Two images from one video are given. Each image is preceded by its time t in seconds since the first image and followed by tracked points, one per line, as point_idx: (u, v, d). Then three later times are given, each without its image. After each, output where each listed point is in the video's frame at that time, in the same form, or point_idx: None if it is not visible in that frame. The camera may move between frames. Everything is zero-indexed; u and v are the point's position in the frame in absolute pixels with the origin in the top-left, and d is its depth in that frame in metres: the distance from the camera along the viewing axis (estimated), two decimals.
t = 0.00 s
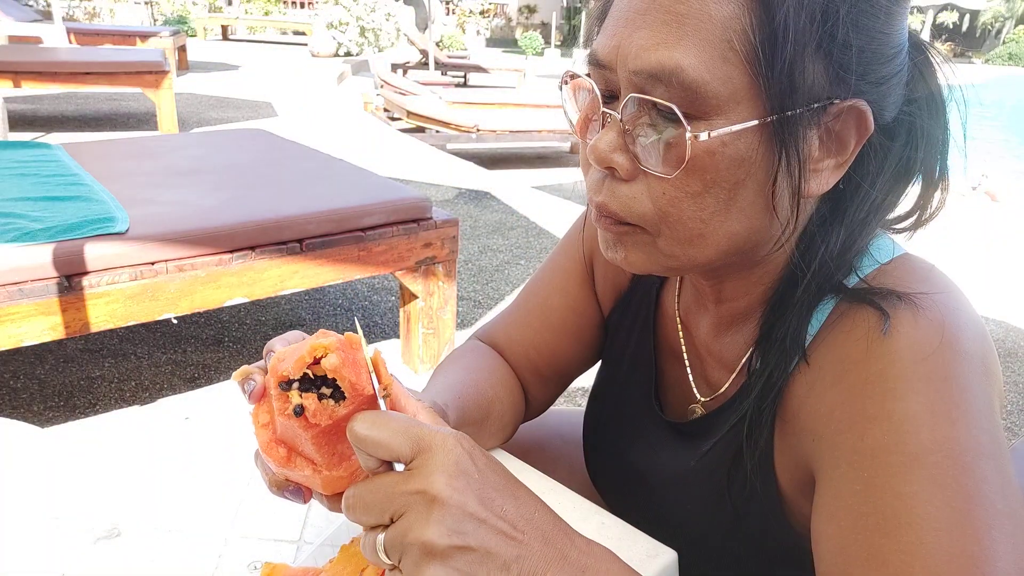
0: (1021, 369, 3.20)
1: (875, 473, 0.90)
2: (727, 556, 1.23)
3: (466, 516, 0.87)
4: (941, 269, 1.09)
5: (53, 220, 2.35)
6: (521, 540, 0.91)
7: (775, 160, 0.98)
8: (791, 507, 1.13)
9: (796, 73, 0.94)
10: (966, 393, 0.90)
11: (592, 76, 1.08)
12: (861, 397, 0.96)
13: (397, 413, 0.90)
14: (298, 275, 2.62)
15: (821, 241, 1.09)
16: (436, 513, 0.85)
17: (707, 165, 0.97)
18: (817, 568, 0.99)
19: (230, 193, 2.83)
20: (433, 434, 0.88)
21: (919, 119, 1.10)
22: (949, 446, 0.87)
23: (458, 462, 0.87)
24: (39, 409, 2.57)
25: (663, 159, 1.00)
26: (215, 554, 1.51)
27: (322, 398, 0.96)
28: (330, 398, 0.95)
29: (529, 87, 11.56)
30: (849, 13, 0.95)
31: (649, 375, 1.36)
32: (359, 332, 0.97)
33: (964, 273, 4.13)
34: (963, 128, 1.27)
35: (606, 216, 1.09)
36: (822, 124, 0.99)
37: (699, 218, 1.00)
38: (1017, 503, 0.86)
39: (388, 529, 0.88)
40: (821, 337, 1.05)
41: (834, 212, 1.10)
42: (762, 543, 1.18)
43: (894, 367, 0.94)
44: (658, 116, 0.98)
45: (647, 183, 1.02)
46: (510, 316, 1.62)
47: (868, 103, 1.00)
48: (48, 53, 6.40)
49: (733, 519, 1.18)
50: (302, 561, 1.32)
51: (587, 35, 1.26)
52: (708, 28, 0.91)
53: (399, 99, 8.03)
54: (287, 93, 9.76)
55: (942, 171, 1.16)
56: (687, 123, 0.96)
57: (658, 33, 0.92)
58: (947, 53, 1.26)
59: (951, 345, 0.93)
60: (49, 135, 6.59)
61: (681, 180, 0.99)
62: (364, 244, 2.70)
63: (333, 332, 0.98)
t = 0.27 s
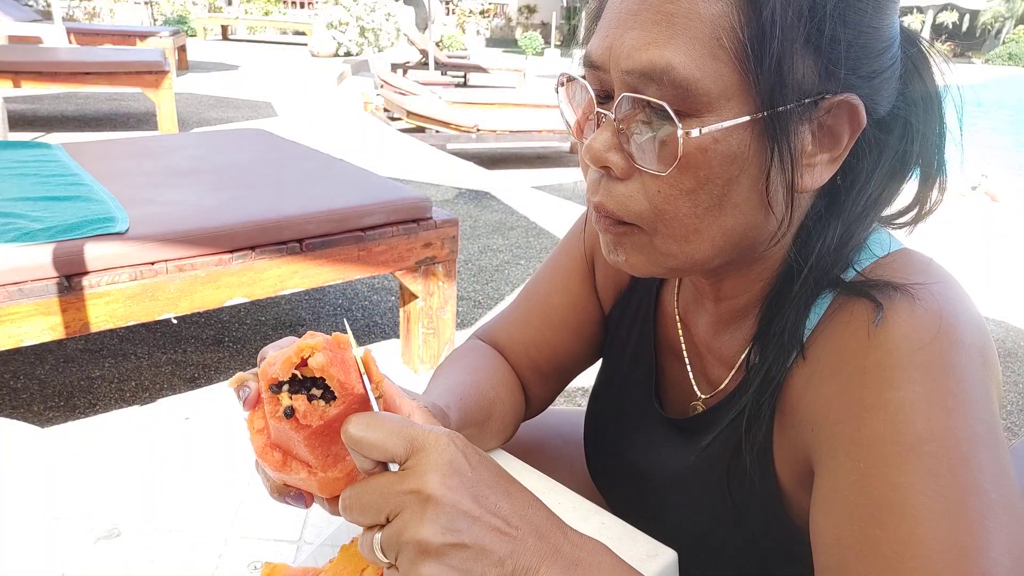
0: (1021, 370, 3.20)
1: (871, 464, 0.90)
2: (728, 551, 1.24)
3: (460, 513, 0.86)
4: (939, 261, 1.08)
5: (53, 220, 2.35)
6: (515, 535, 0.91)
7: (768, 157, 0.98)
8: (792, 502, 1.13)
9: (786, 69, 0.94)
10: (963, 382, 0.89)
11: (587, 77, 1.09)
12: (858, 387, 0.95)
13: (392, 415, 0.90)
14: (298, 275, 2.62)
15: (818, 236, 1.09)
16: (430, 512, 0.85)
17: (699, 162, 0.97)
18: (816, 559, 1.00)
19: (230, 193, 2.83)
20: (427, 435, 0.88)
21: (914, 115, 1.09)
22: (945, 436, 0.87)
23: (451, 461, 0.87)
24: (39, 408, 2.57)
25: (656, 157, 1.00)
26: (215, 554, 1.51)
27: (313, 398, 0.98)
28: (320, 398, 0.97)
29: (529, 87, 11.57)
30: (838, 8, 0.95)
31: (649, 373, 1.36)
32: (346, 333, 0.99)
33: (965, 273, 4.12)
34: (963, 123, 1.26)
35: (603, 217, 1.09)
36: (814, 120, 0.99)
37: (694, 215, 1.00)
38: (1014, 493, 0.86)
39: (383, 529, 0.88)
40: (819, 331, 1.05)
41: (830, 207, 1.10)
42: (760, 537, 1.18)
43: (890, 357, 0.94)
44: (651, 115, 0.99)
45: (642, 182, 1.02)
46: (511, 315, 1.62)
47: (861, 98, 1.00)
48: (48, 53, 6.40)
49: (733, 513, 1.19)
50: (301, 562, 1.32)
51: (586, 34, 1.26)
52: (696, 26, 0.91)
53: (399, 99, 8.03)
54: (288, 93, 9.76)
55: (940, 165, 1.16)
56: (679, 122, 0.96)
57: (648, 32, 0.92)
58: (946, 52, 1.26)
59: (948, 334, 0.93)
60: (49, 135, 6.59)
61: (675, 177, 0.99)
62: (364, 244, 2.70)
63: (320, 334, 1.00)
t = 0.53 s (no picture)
0: (1021, 370, 3.20)
1: (861, 458, 0.90)
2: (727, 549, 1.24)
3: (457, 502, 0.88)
4: (934, 258, 1.08)
5: (54, 220, 2.35)
6: (512, 532, 0.91)
7: (757, 156, 0.98)
8: (790, 500, 1.13)
9: (772, 68, 0.94)
10: (953, 377, 0.89)
11: (580, 80, 1.09)
12: (849, 382, 0.96)
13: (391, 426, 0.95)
14: (298, 275, 2.62)
15: (812, 234, 1.09)
16: (426, 499, 0.87)
17: (688, 162, 0.97)
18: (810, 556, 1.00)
19: (230, 193, 2.83)
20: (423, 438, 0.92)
21: (908, 114, 1.09)
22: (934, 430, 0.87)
23: (446, 456, 0.90)
24: (39, 409, 2.57)
25: (647, 158, 1.00)
26: (215, 553, 1.51)
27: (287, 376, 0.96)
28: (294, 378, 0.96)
29: (529, 87, 11.57)
30: (823, 7, 0.94)
31: (647, 371, 1.36)
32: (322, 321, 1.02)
33: (965, 274, 4.12)
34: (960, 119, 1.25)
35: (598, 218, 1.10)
36: (803, 118, 0.98)
37: (684, 214, 1.01)
38: (1006, 489, 0.86)
39: (383, 525, 0.89)
40: (811, 328, 1.05)
41: (824, 206, 1.10)
42: (756, 536, 1.18)
43: (880, 353, 0.94)
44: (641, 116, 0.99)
45: (634, 182, 1.02)
46: (512, 315, 1.63)
47: (849, 96, 0.99)
48: (48, 53, 6.40)
49: (729, 510, 1.19)
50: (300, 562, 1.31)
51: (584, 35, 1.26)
52: (680, 28, 0.91)
53: (399, 99, 8.03)
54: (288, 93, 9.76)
55: (935, 161, 1.15)
56: (668, 122, 0.97)
57: (635, 35, 0.93)
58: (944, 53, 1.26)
59: (939, 330, 0.93)
60: (50, 135, 6.59)
61: (666, 177, 0.99)
62: (364, 244, 2.70)
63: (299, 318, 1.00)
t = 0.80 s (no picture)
0: (1021, 369, 3.20)
1: (860, 468, 0.90)
2: (724, 553, 1.24)
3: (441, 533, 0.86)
4: (931, 264, 1.08)
5: (53, 220, 2.35)
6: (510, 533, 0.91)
7: (754, 163, 0.98)
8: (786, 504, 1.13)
9: (772, 75, 0.94)
10: (952, 387, 0.89)
11: (578, 82, 1.09)
12: (847, 391, 0.95)
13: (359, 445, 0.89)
14: (298, 275, 2.62)
15: (809, 241, 1.09)
16: (406, 532, 0.84)
17: (685, 168, 0.98)
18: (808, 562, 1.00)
19: (230, 193, 2.82)
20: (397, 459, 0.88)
21: (906, 118, 1.09)
22: (934, 441, 0.87)
23: (424, 481, 0.87)
24: (38, 408, 2.56)
25: (643, 164, 1.00)
26: (214, 554, 1.46)
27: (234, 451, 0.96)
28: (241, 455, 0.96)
29: (528, 87, 11.57)
30: (825, 14, 0.95)
31: (645, 374, 1.36)
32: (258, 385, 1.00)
33: (965, 273, 4.12)
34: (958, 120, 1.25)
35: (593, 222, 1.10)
36: (801, 125, 0.98)
37: (681, 220, 1.01)
38: (1001, 497, 0.87)
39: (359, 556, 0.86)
40: (808, 335, 1.05)
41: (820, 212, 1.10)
42: (755, 541, 1.19)
43: (879, 362, 0.94)
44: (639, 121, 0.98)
45: (630, 187, 1.02)
46: (512, 314, 1.63)
47: (848, 104, 1.00)
48: (48, 53, 6.40)
49: (728, 515, 1.19)
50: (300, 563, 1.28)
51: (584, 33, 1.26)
52: (679, 34, 0.91)
53: (399, 99, 8.03)
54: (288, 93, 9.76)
55: (935, 167, 1.15)
56: (665, 127, 0.96)
57: (635, 40, 0.92)
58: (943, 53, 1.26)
59: (938, 339, 0.93)
60: (49, 134, 6.59)
61: (663, 184, 0.99)
62: (364, 244, 2.70)
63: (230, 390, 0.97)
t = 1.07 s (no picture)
0: (1021, 370, 3.20)
1: (870, 469, 0.90)
2: (727, 556, 1.24)
3: (450, 531, 0.86)
4: (940, 268, 1.09)
5: (53, 220, 2.35)
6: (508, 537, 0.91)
7: (769, 168, 0.98)
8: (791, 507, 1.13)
9: (789, 79, 0.94)
10: (964, 390, 0.90)
11: (586, 84, 1.09)
12: (859, 393, 0.95)
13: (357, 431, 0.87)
14: (298, 275, 2.62)
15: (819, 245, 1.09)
16: (412, 530, 0.84)
17: (700, 173, 0.97)
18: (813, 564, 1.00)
19: (230, 193, 2.83)
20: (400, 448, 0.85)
21: (914, 122, 1.10)
22: (946, 444, 0.87)
23: (433, 474, 0.86)
24: (38, 408, 2.56)
25: (657, 167, 1.00)
26: (214, 553, 1.50)
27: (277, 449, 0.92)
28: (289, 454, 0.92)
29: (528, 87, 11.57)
30: (843, 19, 0.95)
31: (651, 377, 1.35)
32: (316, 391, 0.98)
33: (965, 274, 4.12)
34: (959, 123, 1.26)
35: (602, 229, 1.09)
36: (816, 129, 0.99)
37: (694, 226, 1.00)
38: (1009, 501, 0.87)
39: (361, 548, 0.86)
40: (819, 339, 1.05)
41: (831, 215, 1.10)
42: (759, 544, 1.18)
43: (892, 364, 0.94)
44: (652, 123, 0.99)
45: (641, 191, 1.02)
46: (514, 316, 1.63)
47: (863, 108, 1.00)
48: (48, 53, 6.40)
49: (733, 517, 1.19)
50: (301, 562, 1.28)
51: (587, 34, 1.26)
52: (698, 35, 0.91)
53: (399, 99, 8.03)
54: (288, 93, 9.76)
55: (941, 169, 1.16)
56: (680, 131, 0.96)
57: (652, 40, 0.92)
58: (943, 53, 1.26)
59: (950, 343, 0.94)
60: (49, 134, 6.58)
61: (676, 189, 0.99)
62: (364, 244, 2.70)
63: (295, 390, 0.95)
